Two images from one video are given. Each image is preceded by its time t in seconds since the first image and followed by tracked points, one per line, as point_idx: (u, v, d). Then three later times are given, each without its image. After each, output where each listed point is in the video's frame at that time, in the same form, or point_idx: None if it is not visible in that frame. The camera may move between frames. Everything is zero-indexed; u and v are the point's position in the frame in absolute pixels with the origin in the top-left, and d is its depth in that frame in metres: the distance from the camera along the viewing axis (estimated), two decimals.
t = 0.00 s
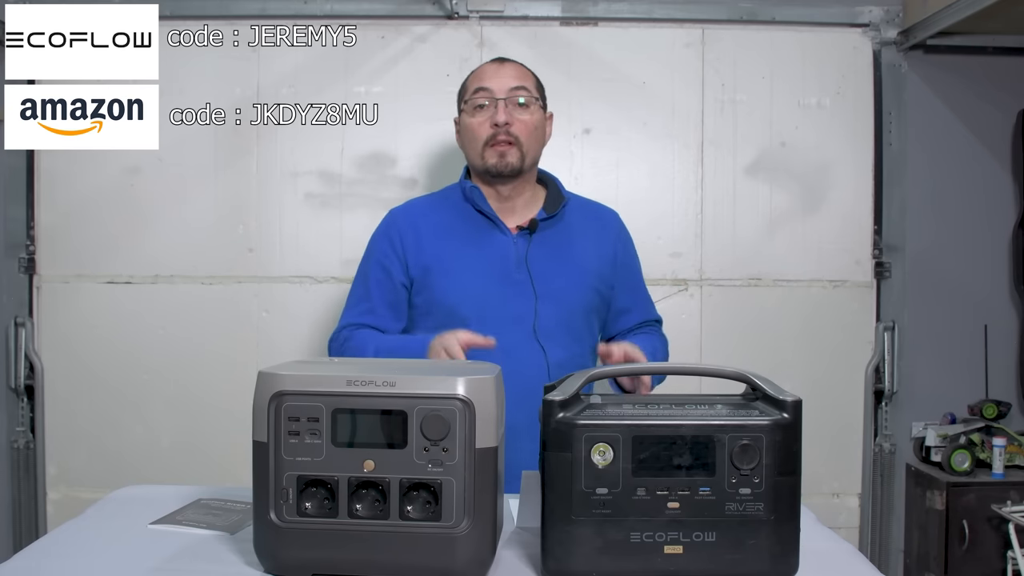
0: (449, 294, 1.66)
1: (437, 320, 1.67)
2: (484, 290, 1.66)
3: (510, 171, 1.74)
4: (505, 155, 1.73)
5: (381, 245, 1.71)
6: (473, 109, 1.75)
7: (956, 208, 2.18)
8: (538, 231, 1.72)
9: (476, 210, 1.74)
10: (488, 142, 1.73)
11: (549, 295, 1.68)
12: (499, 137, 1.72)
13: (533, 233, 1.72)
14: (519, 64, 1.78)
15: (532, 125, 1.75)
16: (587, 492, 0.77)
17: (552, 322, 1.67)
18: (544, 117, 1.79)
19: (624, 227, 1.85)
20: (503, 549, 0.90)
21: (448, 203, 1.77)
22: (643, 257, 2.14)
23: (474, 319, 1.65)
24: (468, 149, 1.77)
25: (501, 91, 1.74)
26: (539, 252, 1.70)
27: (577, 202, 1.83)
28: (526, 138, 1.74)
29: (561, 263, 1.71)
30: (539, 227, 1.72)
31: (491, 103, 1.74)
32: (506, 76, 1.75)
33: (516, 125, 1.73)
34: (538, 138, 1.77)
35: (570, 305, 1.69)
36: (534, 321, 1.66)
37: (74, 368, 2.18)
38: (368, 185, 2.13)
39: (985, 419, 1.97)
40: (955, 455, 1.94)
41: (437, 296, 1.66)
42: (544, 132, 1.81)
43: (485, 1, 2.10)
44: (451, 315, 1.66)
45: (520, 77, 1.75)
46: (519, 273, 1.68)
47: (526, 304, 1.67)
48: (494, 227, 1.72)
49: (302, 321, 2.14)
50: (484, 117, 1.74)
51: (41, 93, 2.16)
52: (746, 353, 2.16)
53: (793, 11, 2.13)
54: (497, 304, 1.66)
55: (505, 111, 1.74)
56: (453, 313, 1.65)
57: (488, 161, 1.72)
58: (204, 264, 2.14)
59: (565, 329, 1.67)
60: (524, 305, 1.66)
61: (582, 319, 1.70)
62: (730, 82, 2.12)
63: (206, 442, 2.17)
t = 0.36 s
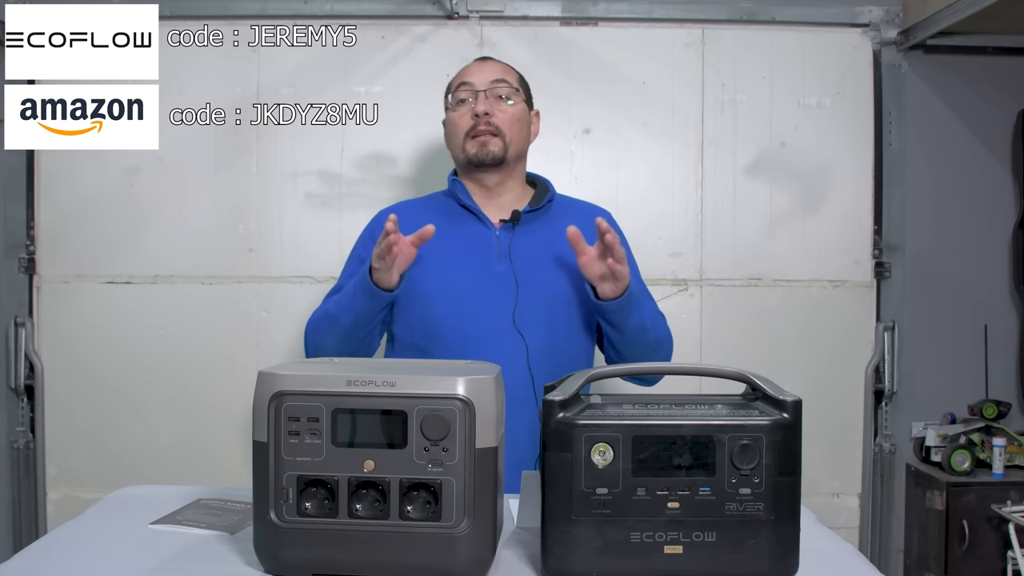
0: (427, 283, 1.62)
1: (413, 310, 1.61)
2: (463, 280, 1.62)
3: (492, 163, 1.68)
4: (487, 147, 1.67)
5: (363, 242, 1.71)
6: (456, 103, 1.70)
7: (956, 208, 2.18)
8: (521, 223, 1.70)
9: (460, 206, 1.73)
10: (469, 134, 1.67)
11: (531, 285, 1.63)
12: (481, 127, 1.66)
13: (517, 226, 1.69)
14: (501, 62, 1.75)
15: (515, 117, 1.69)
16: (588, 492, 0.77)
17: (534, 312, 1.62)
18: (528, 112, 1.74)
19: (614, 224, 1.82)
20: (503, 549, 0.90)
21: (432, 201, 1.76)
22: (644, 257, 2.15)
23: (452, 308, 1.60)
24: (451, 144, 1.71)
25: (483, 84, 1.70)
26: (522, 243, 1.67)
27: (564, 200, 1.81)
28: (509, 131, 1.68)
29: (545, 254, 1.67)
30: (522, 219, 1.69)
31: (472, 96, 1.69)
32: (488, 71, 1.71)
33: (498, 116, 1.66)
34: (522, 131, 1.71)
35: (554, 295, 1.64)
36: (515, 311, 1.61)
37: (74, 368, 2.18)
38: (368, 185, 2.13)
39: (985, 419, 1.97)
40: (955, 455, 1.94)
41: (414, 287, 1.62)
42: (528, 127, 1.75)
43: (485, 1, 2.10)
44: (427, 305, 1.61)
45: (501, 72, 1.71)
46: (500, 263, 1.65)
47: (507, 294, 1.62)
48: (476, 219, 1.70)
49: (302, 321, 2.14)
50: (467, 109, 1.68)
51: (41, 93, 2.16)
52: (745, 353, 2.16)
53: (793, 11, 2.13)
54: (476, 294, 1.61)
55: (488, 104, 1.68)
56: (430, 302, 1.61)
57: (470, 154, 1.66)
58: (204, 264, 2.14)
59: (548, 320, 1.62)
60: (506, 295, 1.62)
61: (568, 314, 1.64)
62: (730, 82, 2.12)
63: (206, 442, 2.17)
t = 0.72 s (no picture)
0: (419, 292, 1.57)
1: (408, 322, 1.58)
2: (454, 286, 1.58)
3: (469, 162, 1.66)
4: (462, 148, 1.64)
5: (347, 251, 1.63)
6: (428, 103, 1.68)
7: (956, 208, 2.18)
8: (509, 224, 1.64)
9: (445, 207, 1.67)
10: (445, 137, 1.65)
11: (522, 287, 1.59)
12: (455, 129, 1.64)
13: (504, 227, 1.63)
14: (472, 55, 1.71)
15: (491, 114, 1.66)
16: (587, 492, 0.77)
17: (526, 315, 1.58)
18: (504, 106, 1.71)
19: (602, 217, 1.76)
20: (503, 549, 0.90)
21: (417, 202, 1.70)
22: (644, 257, 2.14)
23: (444, 316, 1.55)
24: (428, 148, 1.70)
25: (453, 82, 1.67)
26: (511, 245, 1.62)
27: (551, 193, 1.74)
28: (485, 128, 1.65)
29: (534, 254, 1.62)
30: (509, 220, 1.64)
31: (445, 98, 1.66)
32: (459, 68, 1.67)
33: (472, 116, 1.64)
34: (499, 128, 1.68)
35: (545, 297, 1.59)
36: (508, 316, 1.57)
37: (74, 368, 2.18)
38: (368, 185, 2.13)
39: (985, 419, 1.97)
40: (955, 455, 1.94)
41: (407, 297, 1.58)
42: (505, 122, 1.72)
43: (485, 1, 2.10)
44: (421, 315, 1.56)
45: (474, 67, 1.68)
46: (491, 267, 1.60)
47: (499, 299, 1.57)
48: (464, 221, 1.64)
49: (302, 321, 2.14)
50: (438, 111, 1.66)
51: (41, 93, 2.16)
52: (745, 353, 2.16)
53: (793, 11, 2.13)
54: (467, 299, 1.57)
55: (459, 103, 1.65)
56: (422, 312, 1.56)
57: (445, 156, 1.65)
58: (204, 264, 2.14)
59: (541, 323, 1.59)
60: (499, 300, 1.57)
61: (561, 313, 1.62)
62: (730, 82, 2.12)
63: (205, 442, 2.17)
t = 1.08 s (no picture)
0: (423, 299, 1.55)
1: (412, 327, 1.55)
2: (457, 292, 1.56)
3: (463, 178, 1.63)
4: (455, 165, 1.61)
5: (343, 255, 1.56)
6: (417, 118, 1.61)
7: (956, 208, 2.18)
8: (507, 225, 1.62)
9: (442, 210, 1.63)
10: (437, 153, 1.61)
11: (523, 291, 1.58)
12: (446, 148, 1.60)
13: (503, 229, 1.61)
14: (458, 57, 1.61)
15: (481, 126, 1.62)
16: (588, 492, 0.77)
17: (529, 318, 1.58)
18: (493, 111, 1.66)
19: (593, 212, 1.75)
20: (503, 549, 0.90)
21: (411, 203, 1.65)
22: (644, 257, 2.14)
23: (448, 322, 1.54)
24: (418, 159, 1.66)
25: (442, 96, 1.59)
26: (511, 248, 1.60)
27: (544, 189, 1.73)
28: (476, 143, 1.61)
29: (533, 256, 1.61)
30: (507, 221, 1.62)
31: (433, 113, 1.60)
32: (447, 79, 1.60)
33: (463, 133, 1.60)
34: (490, 138, 1.64)
35: (547, 299, 1.59)
36: (513, 320, 1.56)
37: (74, 368, 2.18)
38: (369, 185, 2.13)
39: (985, 419, 1.98)
40: (955, 455, 1.94)
41: (411, 304, 1.55)
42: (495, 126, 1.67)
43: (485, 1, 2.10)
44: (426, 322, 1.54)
45: (462, 77, 1.60)
46: (492, 271, 1.58)
47: (501, 304, 1.57)
48: (462, 225, 1.61)
49: (302, 321, 2.14)
50: (429, 126, 1.61)
51: (41, 93, 2.17)
52: (745, 353, 2.16)
53: (793, 11, 2.13)
54: (470, 305, 1.55)
55: (448, 119, 1.59)
56: (428, 319, 1.54)
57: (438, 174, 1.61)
58: (204, 264, 2.14)
59: (542, 324, 1.59)
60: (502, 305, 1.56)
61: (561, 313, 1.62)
62: (730, 81, 2.12)
63: (206, 442, 2.17)
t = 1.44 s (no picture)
0: (434, 309, 1.55)
1: (421, 338, 1.55)
2: (466, 304, 1.55)
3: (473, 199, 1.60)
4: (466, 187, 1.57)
5: (354, 260, 1.55)
6: (427, 138, 1.56)
7: (956, 208, 2.18)
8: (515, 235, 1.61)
9: (449, 220, 1.61)
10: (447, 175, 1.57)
11: (531, 301, 1.59)
12: (457, 171, 1.55)
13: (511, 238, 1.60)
14: (468, 74, 1.55)
15: (492, 146, 1.58)
16: (587, 492, 0.77)
17: (536, 329, 1.59)
18: (503, 128, 1.61)
19: (598, 214, 1.74)
20: (503, 549, 0.90)
21: (419, 207, 1.63)
22: (643, 257, 2.14)
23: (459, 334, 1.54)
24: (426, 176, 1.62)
25: (454, 117, 1.53)
26: (519, 258, 1.59)
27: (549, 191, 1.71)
28: (488, 164, 1.58)
29: (540, 266, 1.60)
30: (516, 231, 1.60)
31: (443, 134, 1.55)
32: (458, 99, 1.54)
33: (474, 154, 1.56)
34: (500, 156, 1.61)
35: (553, 309, 1.60)
36: (520, 332, 1.57)
37: (74, 368, 2.18)
38: (369, 185, 2.13)
39: (985, 419, 1.98)
40: (955, 455, 1.94)
41: (422, 313, 1.54)
42: (505, 142, 1.63)
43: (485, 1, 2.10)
44: (436, 334, 1.54)
45: (473, 96, 1.54)
46: (500, 282, 1.58)
47: (510, 316, 1.57)
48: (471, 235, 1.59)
49: (302, 321, 2.14)
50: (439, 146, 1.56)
51: (41, 93, 2.17)
52: (745, 353, 2.16)
53: (793, 11, 2.13)
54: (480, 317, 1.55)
55: (460, 141, 1.54)
56: (438, 330, 1.54)
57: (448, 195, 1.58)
58: (205, 264, 2.14)
59: (549, 333, 1.61)
60: (509, 315, 1.57)
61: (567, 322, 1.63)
62: (730, 81, 2.13)
63: (206, 442, 2.17)
